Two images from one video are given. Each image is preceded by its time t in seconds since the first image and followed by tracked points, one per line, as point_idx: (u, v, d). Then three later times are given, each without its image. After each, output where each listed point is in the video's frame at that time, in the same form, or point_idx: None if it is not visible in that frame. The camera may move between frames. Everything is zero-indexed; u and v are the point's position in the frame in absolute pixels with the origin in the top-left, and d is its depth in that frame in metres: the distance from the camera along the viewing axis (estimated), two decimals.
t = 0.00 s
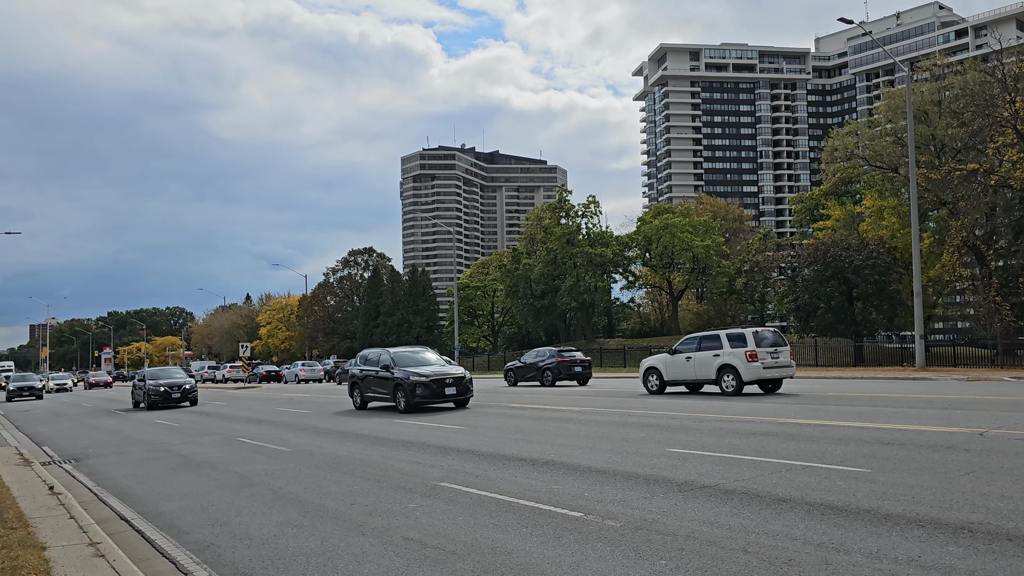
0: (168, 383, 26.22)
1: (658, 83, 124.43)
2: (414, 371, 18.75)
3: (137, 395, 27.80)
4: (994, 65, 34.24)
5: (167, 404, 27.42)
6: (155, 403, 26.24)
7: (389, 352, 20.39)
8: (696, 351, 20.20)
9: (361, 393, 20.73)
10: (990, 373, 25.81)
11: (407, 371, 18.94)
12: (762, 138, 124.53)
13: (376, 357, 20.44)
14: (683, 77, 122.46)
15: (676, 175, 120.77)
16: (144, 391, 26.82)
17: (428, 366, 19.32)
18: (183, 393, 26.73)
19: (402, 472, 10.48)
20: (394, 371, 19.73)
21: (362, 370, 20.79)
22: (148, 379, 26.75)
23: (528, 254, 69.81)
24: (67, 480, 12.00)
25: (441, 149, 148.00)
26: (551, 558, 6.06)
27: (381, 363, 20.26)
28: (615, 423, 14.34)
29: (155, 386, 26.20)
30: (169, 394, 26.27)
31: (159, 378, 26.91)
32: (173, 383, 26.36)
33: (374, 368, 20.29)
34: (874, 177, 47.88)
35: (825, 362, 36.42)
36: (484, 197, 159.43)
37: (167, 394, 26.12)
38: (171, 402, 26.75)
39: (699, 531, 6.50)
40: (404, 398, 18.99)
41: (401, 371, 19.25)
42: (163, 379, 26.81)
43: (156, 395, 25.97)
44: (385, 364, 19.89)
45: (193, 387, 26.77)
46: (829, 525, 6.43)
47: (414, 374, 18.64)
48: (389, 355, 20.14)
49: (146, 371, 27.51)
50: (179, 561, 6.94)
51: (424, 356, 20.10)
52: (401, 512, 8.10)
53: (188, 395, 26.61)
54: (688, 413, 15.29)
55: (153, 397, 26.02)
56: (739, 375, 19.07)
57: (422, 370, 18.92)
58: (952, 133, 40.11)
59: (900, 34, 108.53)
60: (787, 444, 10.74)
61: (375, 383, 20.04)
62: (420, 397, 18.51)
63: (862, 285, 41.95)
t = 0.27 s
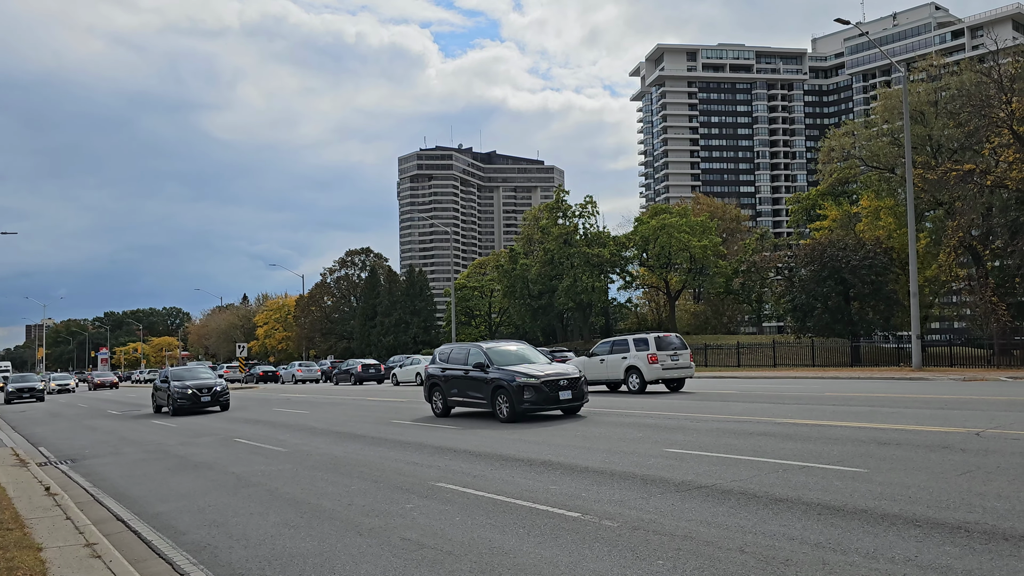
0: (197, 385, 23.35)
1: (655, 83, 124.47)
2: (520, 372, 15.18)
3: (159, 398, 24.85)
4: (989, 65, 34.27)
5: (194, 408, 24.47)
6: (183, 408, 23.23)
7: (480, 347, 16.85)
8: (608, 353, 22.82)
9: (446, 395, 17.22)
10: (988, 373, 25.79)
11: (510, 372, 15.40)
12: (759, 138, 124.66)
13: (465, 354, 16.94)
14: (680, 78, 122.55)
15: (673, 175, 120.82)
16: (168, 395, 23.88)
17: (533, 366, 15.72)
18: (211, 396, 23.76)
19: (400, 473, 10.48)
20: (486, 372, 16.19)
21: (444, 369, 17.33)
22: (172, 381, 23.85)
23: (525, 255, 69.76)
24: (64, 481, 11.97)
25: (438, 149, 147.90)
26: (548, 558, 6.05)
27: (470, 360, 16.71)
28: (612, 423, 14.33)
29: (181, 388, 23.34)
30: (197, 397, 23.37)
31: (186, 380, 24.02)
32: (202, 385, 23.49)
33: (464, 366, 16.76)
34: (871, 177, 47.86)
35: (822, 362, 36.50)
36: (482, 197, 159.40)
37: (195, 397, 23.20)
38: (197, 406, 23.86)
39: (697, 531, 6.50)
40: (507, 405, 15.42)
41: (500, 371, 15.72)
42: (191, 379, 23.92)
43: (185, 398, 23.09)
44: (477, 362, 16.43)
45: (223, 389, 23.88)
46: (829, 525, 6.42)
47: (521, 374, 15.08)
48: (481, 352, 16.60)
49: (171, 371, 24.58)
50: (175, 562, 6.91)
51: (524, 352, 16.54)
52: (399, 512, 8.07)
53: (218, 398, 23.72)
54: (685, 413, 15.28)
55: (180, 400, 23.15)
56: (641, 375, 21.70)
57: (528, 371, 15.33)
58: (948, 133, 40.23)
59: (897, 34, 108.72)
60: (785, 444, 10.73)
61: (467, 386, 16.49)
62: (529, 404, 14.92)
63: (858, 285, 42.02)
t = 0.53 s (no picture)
0: (238, 387, 19.69)
1: (652, 84, 124.56)
2: (694, 374, 11.43)
3: (189, 402, 21.14)
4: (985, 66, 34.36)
5: (232, 417, 20.70)
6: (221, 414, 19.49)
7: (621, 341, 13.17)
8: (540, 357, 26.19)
9: (575, 401, 13.54)
10: (985, 374, 25.74)
11: (675, 372, 11.68)
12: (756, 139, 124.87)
13: (602, 350, 13.26)
14: (677, 79, 122.64)
15: (670, 176, 120.95)
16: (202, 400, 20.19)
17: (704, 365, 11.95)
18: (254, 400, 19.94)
19: (396, 474, 10.46)
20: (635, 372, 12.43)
21: (571, 369, 13.64)
22: (207, 383, 20.12)
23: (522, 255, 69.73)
24: (60, 482, 11.93)
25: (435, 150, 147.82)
26: (545, 560, 6.05)
27: (611, 358, 12.99)
28: (610, 424, 14.32)
29: (218, 391, 19.63)
30: (238, 401, 19.59)
31: (224, 380, 20.34)
32: (245, 388, 19.80)
33: (602, 366, 13.05)
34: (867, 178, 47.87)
35: (819, 363, 36.48)
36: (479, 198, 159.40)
37: (236, 401, 19.44)
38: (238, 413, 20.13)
39: (693, 532, 6.50)
40: (675, 416, 11.67)
41: (657, 372, 11.99)
42: (229, 380, 20.28)
43: (224, 402, 19.32)
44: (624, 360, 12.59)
45: (267, 391, 20.15)
46: (827, 526, 6.42)
47: (693, 375, 11.34)
48: (625, 347, 12.89)
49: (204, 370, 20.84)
50: (172, 563, 6.89)
51: (681, 348, 12.79)
52: (396, 513, 8.05)
53: (262, 403, 20.01)
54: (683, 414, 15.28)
55: (217, 405, 19.40)
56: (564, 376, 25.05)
57: (700, 372, 11.56)
58: (944, 135, 40.35)
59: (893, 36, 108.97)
60: (783, 445, 10.73)
61: (608, 390, 12.78)
62: (710, 415, 11.13)
63: (856, 286, 42.09)
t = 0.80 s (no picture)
0: (297, 391, 16.30)
1: (650, 85, 124.62)
2: None
3: (238, 408, 17.80)
4: (982, 67, 34.37)
5: (290, 427, 17.38)
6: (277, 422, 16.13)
7: (866, 332, 9.86)
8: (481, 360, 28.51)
9: (801, 412, 10.23)
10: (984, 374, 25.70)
11: (974, 369, 8.48)
12: (753, 140, 125.00)
13: (834, 343, 10.02)
14: (675, 80, 122.73)
15: (668, 177, 121.06)
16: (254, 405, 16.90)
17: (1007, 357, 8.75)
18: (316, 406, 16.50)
19: (394, 475, 10.45)
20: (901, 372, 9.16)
21: (788, 368, 10.33)
22: (261, 387, 16.73)
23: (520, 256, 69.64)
24: (56, 483, 11.90)
25: (433, 150, 147.76)
26: (542, 561, 6.04)
27: (860, 356, 9.68)
28: (607, 425, 14.32)
29: (275, 396, 16.22)
30: (298, 408, 16.18)
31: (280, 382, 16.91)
32: (307, 392, 16.39)
33: (846, 365, 9.72)
34: (864, 179, 47.91)
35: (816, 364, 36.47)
36: (477, 199, 159.39)
37: (296, 409, 16.02)
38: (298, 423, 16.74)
39: (690, 533, 6.51)
40: (990, 437, 8.37)
41: (943, 369, 8.77)
42: (285, 382, 16.90)
43: (284, 410, 15.85)
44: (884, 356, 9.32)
45: (331, 395, 16.78)
46: (823, 526, 6.43)
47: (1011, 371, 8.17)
48: (883, 341, 9.56)
49: (254, 371, 17.45)
50: (170, 565, 6.87)
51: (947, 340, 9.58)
52: (394, 515, 8.03)
53: (327, 410, 16.58)
54: (681, 415, 15.28)
55: (274, 414, 16.07)
56: (501, 376, 27.34)
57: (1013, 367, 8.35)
58: (941, 136, 40.43)
59: (890, 37, 109.14)
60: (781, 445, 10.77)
61: (856, 399, 9.52)
62: None
63: (853, 287, 42.09)
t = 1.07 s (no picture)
0: (392, 394, 12.65)
1: (648, 86, 124.69)
2: None
3: (309, 416, 14.16)
4: (978, 69, 34.49)
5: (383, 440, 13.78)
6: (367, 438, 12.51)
7: None
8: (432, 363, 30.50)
9: None
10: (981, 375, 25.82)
11: None
12: (751, 141, 125.15)
13: None
14: (672, 80, 122.83)
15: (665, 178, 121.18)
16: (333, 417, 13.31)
17: None
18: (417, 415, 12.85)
19: (391, 476, 10.43)
20: None
21: None
22: (345, 391, 13.07)
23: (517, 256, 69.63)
24: (53, 484, 11.87)
25: (431, 151, 147.75)
26: (540, 561, 6.03)
27: None
28: (605, 425, 14.33)
29: (365, 401, 12.59)
30: (396, 417, 12.48)
31: (365, 384, 13.26)
32: (405, 396, 12.69)
33: None
34: (862, 180, 47.95)
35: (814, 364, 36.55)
36: (474, 199, 159.42)
37: (394, 419, 12.33)
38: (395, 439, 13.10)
39: (688, 533, 6.50)
40: None
41: None
42: (370, 384, 13.28)
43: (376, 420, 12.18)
44: None
45: (433, 400, 13.08)
46: (821, 526, 6.44)
47: None
48: None
49: (331, 370, 13.80)
50: (167, 565, 6.86)
51: None
52: (391, 515, 8.03)
53: (430, 419, 12.88)
54: (678, 415, 15.30)
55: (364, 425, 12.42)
56: (448, 378, 29.22)
57: None
58: (938, 137, 40.54)
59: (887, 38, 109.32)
60: (778, 445, 10.78)
61: None
62: None
63: (850, 288, 42.15)
